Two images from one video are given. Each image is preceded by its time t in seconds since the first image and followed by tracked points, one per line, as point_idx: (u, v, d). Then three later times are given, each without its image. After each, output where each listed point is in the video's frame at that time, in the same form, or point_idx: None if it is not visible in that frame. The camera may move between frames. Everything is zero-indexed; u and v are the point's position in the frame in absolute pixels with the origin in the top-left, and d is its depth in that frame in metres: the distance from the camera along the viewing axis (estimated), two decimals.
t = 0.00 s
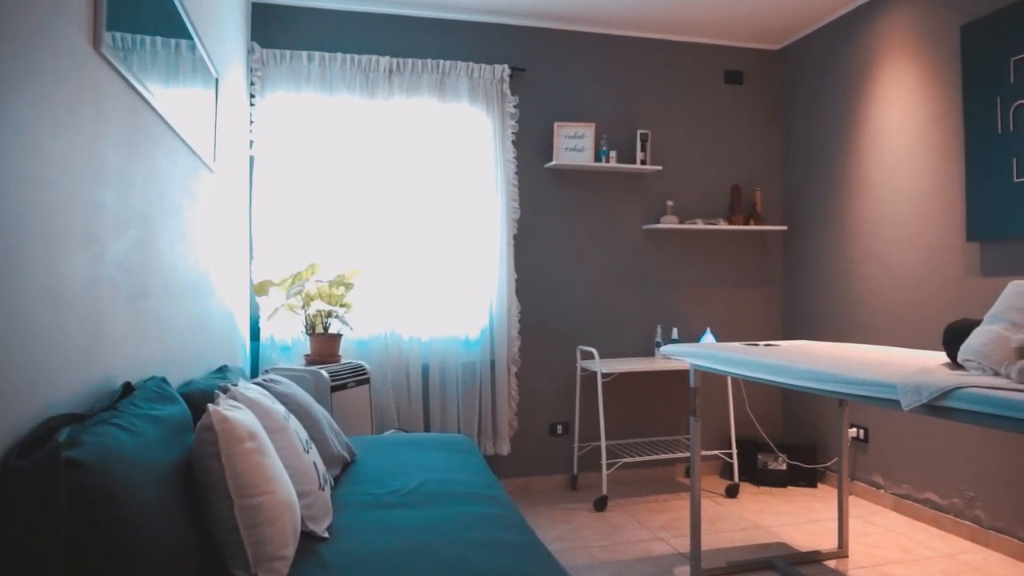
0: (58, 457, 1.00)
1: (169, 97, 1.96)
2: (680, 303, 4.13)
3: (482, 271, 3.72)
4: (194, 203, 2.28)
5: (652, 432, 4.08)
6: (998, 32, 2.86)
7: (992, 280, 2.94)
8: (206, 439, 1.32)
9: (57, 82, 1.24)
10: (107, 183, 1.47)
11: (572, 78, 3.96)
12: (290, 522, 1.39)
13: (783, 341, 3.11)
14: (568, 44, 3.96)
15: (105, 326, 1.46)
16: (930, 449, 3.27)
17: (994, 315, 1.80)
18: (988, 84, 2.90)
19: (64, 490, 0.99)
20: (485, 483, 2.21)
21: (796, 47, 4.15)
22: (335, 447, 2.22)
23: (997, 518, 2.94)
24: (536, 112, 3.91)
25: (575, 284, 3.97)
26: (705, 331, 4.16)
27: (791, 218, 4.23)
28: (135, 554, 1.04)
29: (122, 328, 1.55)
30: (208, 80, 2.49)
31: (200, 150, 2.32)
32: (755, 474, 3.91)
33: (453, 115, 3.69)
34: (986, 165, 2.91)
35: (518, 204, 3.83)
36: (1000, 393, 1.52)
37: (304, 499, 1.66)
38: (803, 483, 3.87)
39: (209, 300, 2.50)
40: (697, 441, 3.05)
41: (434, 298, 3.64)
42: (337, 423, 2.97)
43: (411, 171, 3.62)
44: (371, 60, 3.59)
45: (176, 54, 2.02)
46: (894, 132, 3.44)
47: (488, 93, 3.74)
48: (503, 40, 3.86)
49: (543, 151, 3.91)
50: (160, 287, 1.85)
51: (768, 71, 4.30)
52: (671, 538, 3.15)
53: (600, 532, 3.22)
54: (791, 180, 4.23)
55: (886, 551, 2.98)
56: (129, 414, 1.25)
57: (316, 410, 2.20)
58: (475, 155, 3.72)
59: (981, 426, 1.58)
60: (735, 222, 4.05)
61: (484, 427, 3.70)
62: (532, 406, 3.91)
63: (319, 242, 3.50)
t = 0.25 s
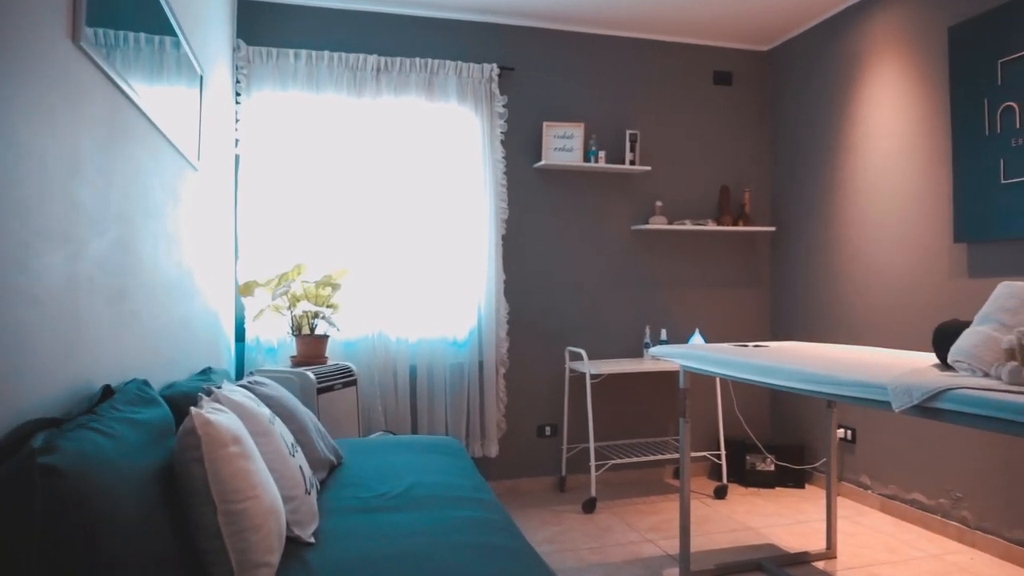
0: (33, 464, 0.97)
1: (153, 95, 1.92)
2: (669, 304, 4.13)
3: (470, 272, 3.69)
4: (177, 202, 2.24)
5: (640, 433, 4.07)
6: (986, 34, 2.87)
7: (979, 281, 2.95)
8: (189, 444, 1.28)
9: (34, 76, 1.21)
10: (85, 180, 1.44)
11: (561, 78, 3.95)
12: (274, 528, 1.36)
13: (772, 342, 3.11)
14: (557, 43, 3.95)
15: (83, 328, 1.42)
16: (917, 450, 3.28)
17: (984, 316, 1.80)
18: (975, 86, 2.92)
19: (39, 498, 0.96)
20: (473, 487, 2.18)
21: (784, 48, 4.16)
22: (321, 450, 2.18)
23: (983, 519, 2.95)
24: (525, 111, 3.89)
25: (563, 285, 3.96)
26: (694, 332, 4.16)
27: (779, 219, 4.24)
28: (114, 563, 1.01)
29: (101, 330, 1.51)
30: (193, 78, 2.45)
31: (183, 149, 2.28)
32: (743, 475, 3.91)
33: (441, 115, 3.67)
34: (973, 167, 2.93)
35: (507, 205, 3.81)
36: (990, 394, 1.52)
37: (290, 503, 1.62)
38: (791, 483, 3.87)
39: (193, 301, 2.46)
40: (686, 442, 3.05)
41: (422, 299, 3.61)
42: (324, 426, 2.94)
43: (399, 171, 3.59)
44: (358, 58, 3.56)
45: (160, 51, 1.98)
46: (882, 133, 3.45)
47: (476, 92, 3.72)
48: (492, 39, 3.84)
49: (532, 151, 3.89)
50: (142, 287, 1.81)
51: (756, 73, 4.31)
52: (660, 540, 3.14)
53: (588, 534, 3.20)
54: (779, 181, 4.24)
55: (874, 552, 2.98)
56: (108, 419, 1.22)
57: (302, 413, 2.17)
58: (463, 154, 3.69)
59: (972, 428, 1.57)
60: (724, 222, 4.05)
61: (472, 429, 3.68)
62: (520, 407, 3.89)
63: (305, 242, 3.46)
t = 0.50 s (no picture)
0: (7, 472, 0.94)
1: (137, 93, 1.89)
2: (657, 305, 4.12)
3: (459, 273, 3.67)
4: (161, 201, 2.20)
5: (628, 434, 4.06)
6: (973, 37, 2.89)
7: (966, 282, 2.96)
8: (171, 449, 1.25)
9: (13, 69, 1.18)
10: (65, 178, 1.40)
11: (550, 78, 3.93)
12: (259, 535, 1.33)
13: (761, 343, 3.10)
14: (546, 43, 3.93)
15: (61, 330, 1.38)
16: (904, 451, 3.29)
17: (975, 318, 1.80)
18: (962, 88, 2.93)
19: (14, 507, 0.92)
20: (462, 491, 2.15)
21: (773, 50, 4.17)
22: (307, 454, 2.15)
23: (969, 519, 2.96)
24: (514, 111, 3.87)
25: (552, 286, 3.94)
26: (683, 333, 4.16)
27: (767, 220, 4.25)
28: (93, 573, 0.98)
29: (81, 331, 1.48)
30: (178, 75, 2.40)
31: (167, 147, 2.24)
32: (732, 476, 3.91)
33: (429, 114, 3.64)
34: (960, 169, 2.94)
35: (495, 205, 3.79)
36: (982, 396, 1.51)
37: (275, 509, 1.59)
38: (779, 485, 3.87)
39: (176, 301, 2.42)
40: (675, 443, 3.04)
41: (409, 300, 3.58)
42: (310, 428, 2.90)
43: (387, 171, 3.56)
44: (346, 57, 3.52)
45: (144, 48, 1.94)
46: (870, 135, 3.46)
47: (465, 92, 3.70)
48: (481, 39, 3.82)
49: (520, 151, 3.88)
50: (124, 288, 1.77)
51: (744, 74, 4.31)
52: (649, 542, 3.12)
53: (577, 536, 3.19)
54: (767, 183, 4.24)
55: (862, 553, 2.98)
56: (87, 423, 1.18)
57: (289, 415, 2.13)
58: (451, 154, 3.67)
59: (964, 430, 1.57)
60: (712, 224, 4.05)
61: (459, 431, 3.65)
62: (508, 409, 3.86)
63: (291, 242, 3.42)
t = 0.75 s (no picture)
0: None
1: (119, 91, 1.85)
2: (646, 306, 4.12)
3: (447, 274, 3.64)
4: (143, 201, 2.16)
5: (617, 436, 4.05)
6: (960, 40, 2.90)
7: (953, 284, 2.97)
8: (152, 455, 1.22)
9: None
10: (42, 176, 1.36)
11: (539, 78, 3.92)
12: (244, 543, 1.30)
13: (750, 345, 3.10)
14: (535, 43, 3.92)
15: (39, 332, 1.34)
16: (891, 452, 3.30)
17: (966, 320, 1.79)
18: (950, 91, 2.94)
19: None
20: (450, 495, 2.13)
21: (761, 52, 4.17)
22: (293, 458, 2.11)
23: (956, 520, 2.97)
24: (502, 111, 3.85)
25: (541, 287, 3.92)
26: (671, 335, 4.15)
27: (755, 221, 4.25)
28: None
29: (59, 334, 1.44)
30: (161, 73, 2.36)
31: (150, 145, 2.20)
32: (720, 477, 3.91)
33: (417, 113, 3.61)
34: (947, 171, 2.95)
35: (483, 206, 3.77)
36: (973, 398, 1.51)
37: (260, 515, 1.56)
38: (767, 486, 3.87)
39: (159, 302, 2.37)
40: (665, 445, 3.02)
41: (396, 301, 3.55)
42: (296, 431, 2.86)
43: (374, 170, 3.53)
44: (333, 55, 3.49)
45: (127, 45, 1.90)
46: (858, 137, 3.47)
47: (453, 91, 3.67)
48: (470, 38, 3.79)
49: (509, 151, 3.85)
50: (104, 288, 1.73)
51: (733, 75, 4.31)
52: (638, 544, 3.11)
53: (566, 539, 3.17)
54: (755, 184, 4.25)
55: (850, 555, 2.98)
56: (65, 429, 1.15)
57: (274, 419, 2.10)
58: (439, 154, 3.64)
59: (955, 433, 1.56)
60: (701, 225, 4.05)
61: (447, 433, 3.63)
62: (496, 411, 3.84)
63: (277, 242, 3.38)
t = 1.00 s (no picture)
0: None
1: (101, 89, 1.81)
2: (634, 307, 4.11)
3: (434, 275, 3.61)
4: (126, 201, 2.11)
5: (606, 438, 4.04)
6: (947, 43, 2.91)
7: (940, 286, 2.98)
8: (132, 463, 1.18)
9: None
10: (19, 175, 1.32)
11: (527, 79, 3.90)
12: (228, 553, 1.26)
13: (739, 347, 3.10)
14: (523, 43, 3.90)
15: (16, 336, 1.31)
16: (879, 453, 3.31)
17: (956, 323, 1.79)
18: (937, 94, 2.95)
19: None
20: (439, 499, 2.10)
21: (749, 53, 4.18)
22: (279, 463, 2.08)
23: (943, 521, 2.98)
24: (491, 112, 3.83)
25: (529, 289, 3.90)
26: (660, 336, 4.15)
27: (743, 223, 4.26)
28: None
29: (36, 337, 1.39)
30: (144, 71, 2.31)
31: (133, 144, 2.16)
32: (709, 479, 3.91)
33: (405, 113, 3.58)
34: (935, 174, 2.96)
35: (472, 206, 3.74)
36: (965, 401, 1.50)
37: (245, 522, 1.52)
38: (756, 488, 3.87)
39: (142, 304, 2.33)
40: (653, 448, 3.01)
41: (384, 303, 3.51)
42: (282, 434, 2.82)
43: (362, 170, 3.49)
44: (319, 53, 3.45)
45: (109, 42, 1.86)
46: (846, 139, 3.47)
47: (441, 91, 3.64)
48: (458, 38, 3.77)
49: (497, 152, 3.83)
50: (84, 290, 1.69)
51: (721, 77, 4.32)
52: (627, 547, 3.10)
53: (554, 542, 3.15)
54: (743, 186, 4.25)
55: (838, 556, 2.99)
56: (41, 437, 1.11)
57: (259, 423, 2.06)
58: (427, 154, 3.61)
59: (947, 436, 1.56)
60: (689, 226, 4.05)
61: (435, 436, 3.60)
62: (484, 413, 3.81)
63: (263, 243, 3.33)
